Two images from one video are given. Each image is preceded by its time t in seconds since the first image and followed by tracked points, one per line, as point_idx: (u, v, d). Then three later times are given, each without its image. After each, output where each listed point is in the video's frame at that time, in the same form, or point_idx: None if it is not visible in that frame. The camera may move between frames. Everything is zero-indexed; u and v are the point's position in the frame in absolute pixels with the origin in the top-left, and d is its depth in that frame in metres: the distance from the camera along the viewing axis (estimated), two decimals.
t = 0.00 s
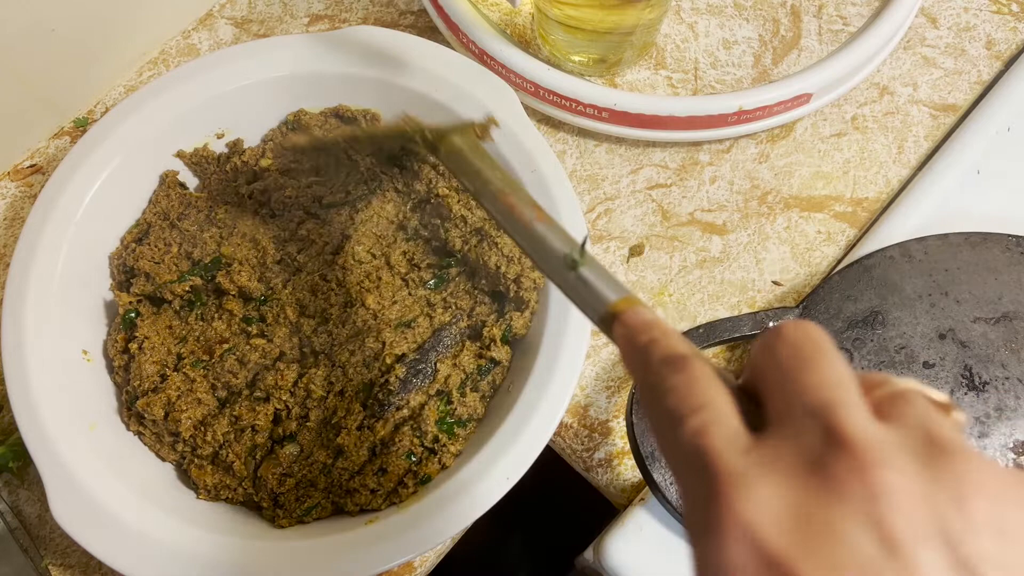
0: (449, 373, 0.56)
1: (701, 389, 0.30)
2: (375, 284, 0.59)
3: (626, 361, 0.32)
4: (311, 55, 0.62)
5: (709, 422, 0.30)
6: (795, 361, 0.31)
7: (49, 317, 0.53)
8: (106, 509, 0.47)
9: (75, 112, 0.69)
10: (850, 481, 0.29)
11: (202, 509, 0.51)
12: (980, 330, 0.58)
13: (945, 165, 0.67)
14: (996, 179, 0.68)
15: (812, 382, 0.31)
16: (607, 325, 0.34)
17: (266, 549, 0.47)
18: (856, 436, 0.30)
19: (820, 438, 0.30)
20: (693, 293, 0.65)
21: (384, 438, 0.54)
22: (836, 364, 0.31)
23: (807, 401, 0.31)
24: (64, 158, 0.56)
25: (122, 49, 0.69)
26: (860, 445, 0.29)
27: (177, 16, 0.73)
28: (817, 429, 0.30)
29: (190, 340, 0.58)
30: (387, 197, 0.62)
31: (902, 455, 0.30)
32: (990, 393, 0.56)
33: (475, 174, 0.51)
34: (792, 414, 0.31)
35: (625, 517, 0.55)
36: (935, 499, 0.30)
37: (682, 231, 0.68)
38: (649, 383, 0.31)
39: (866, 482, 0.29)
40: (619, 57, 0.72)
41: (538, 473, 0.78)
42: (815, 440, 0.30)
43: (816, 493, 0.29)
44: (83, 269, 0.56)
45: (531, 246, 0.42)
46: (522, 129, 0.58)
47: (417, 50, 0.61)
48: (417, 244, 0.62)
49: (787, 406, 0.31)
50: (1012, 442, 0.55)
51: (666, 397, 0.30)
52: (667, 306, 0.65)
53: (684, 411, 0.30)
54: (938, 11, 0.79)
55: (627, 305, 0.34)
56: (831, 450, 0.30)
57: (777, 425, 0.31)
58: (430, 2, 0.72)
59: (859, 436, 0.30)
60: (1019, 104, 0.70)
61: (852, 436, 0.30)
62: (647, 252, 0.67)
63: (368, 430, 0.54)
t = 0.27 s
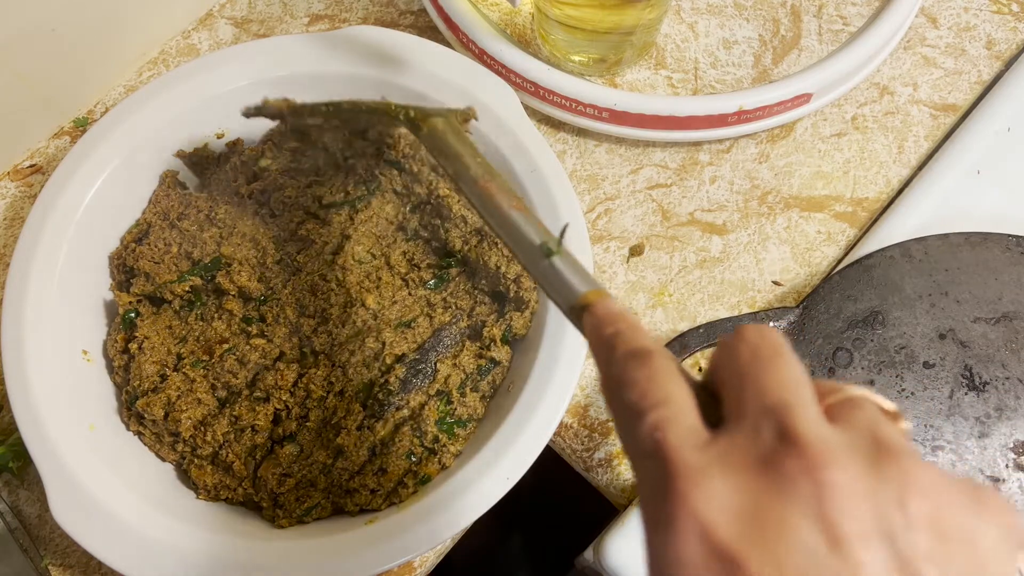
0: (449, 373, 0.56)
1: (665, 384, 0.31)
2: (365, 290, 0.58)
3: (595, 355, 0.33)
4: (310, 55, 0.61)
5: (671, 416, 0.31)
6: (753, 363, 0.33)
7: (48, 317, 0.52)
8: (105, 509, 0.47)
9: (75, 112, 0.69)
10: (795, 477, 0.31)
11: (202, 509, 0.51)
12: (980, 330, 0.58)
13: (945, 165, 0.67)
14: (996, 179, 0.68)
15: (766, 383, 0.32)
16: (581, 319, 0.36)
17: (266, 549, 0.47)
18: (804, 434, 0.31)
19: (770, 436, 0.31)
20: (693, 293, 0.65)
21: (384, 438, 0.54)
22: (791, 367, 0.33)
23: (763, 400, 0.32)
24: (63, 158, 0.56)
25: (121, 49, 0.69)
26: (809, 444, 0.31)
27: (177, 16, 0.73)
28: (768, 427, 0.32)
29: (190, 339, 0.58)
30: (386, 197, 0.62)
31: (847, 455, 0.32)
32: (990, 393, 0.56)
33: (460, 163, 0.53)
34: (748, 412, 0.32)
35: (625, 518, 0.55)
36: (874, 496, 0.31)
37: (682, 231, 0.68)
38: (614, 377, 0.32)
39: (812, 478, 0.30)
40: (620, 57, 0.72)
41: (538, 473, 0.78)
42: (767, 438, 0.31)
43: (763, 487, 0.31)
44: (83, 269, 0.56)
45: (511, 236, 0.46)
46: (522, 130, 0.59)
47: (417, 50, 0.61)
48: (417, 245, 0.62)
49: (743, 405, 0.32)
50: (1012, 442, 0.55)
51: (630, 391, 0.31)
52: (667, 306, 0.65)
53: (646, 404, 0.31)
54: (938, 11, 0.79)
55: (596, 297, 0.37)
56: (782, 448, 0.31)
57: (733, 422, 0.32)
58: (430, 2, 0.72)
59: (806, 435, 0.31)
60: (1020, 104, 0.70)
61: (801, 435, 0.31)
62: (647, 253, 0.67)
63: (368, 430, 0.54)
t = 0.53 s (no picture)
0: (449, 373, 0.56)
1: (609, 392, 0.33)
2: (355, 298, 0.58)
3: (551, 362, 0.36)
4: (309, 54, 0.61)
5: (615, 423, 0.33)
6: (694, 374, 0.35)
7: (49, 316, 0.53)
8: (104, 508, 0.47)
9: (75, 112, 0.69)
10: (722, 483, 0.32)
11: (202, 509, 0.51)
12: (980, 330, 0.58)
13: (945, 165, 0.67)
14: (995, 179, 0.68)
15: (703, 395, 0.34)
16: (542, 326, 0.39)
17: (266, 549, 0.48)
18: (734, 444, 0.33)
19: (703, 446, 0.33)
20: (693, 293, 0.65)
21: (384, 438, 0.54)
22: (728, 382, 0.35)
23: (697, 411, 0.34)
24: (64, 158, 0.56)
25: (121, 49, 0.69)
26: (737, 453, 0.33)
27: (177, 16, 0.73)
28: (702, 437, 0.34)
29: (189, 339, 0.58)
30: (386, 197, 0.62)
31: (774, 465, 0.33)
32: (990, 393, 0.56)
33: (430, 170, 0.58)
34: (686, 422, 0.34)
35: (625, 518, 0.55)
36: (800, 505, 0.33)
37: (682, 231, 0.68)
38: (566, 383, 0.35)
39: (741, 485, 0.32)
40: (620, 57, 0.72)
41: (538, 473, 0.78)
42: (701, 447, 0.33)
43: (694, 492, 0.32)
44: (83, 269, 0.56)
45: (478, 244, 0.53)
46: (522, 130, 0.59)
47: (417, 50, 0.61)
48: (417, 245, 0.61)
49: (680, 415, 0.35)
50: (1012, 442, 0.55)
51: (582, 397, 0.34)
52: (667, 306, 0.64)
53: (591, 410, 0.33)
54: (938, 11, 0.79)
55: (555, 302, 0.43)
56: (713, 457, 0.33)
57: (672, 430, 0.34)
58: (430, 2, 0.72)
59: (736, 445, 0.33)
60: (1019, 104, 0.70)
61: (730, 445, 0.33)
62: (647, 253, 0.67)
63: (368, 430, 0.54)
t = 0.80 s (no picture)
0: (449, 373, 0.56)
1: (564, 448, 0.34)
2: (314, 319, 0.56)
3: (509, 421, 0.37)
4: (310, 55, 0.61)
5: (570, 481, 0.33)
6: (645, 430, 0.34)
7: (48, 316, 0.53)
8: (104, 509, 0.47)
9: (75, 112, 0.69)
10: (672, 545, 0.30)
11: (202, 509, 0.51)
12: (980, 330, 0.58)
13: (945, 165, 0.67)
14: (996, 179, 0.68)
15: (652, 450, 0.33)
16: (503, 385, 0.39)
17: (265, 549, 0.47)
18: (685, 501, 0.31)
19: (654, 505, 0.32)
20: (693, 293, 0.65)
21: (384, 438, 0.54)
22: (680, 438, 0.34)
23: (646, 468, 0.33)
24: (63, 158, 0.56)
25: (121, 49, 0.69)
26: (688, 510, 0.31)
27: (177, 17, 0.73)
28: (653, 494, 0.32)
29: (189, 340, 0.58)
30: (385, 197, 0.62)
31: (727, 522, 0.32)
32: (990, 393, 0.56)
33: (391, 222, 0.60)
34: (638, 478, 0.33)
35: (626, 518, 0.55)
36: (758, 566, 0.31)
37: (682, 231, 0.68)
38: (525, 440, 0.35)
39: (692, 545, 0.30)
40: (620, 57, 0.72)
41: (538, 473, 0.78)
42: (653, 505, 0.32)
43: (646, 549, 0.31)
44: (83, 269, 0.56)
45: (442, 304, 0.56)
46: (522, 130, 0.58)
47: (417, 49, 0.61)
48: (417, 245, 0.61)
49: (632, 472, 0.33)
50: (1012, 442, 0.55)
51: (537, 456, 0.34)
52: (667, 306, 0.64)
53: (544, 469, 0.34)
54: (938, 11, 0.79)
55: (514, 355, 0.46)
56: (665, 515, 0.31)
57: (626, 487, 0.33)
58: (430, 2, 0.72)
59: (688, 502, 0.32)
60: (1020, 104, 0.70)
61: (681, 500, 0.31)
62: (647, 253, 0.67)
63: (368, 430, 0.54)
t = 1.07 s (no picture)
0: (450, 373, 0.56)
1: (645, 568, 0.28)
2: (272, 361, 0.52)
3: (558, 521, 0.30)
4: (311, 56, 0.62)
5: None
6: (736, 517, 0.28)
7: (48, 317, 0.53)
8: (104, 509, 0.47)
9: (75, 112, 0.69)
10: None
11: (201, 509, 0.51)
12: (980, 330, 0.58)
13: (945, 165, 0.67)
14: (996, 179, 0.67)
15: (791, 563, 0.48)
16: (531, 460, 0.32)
17: (265, 550, 0.47)
18: None
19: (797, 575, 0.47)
20: (693, 293, 0.65)
21: (384, 438, 0.54)
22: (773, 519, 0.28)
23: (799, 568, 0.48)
24: (63, 158, 0.56)
25: (121, 49, 0.69)
26: None
27: (177, 17, 0.73)
28: None
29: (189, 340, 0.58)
30: (385, 197, 0.62)
31: None
32: (990, 393, 0.56)
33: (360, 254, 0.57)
34: None
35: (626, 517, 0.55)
36: None
37: (682, 231, 0.68)
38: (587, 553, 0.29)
39: None
40: (620, 57, 0.72)
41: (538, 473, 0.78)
42: None
43: None
44: (83, 269, 0.56)
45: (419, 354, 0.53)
46: (521, 130, 0.59)
47: (418, 50, 0.61)
48: (416, 245, 0.62)
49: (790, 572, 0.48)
50: (1012, 442, 0.55)
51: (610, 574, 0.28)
52: (667, 306, 0.64)
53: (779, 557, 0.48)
54: (938, 11, 0.79)
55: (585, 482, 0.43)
56: None
57: None
58: (430, 2, 0.72)
59: None
60: (1020, 104, 0.70)
61: None
62: (647, 253, 0.67)
63: (368, 430, 0.54)
